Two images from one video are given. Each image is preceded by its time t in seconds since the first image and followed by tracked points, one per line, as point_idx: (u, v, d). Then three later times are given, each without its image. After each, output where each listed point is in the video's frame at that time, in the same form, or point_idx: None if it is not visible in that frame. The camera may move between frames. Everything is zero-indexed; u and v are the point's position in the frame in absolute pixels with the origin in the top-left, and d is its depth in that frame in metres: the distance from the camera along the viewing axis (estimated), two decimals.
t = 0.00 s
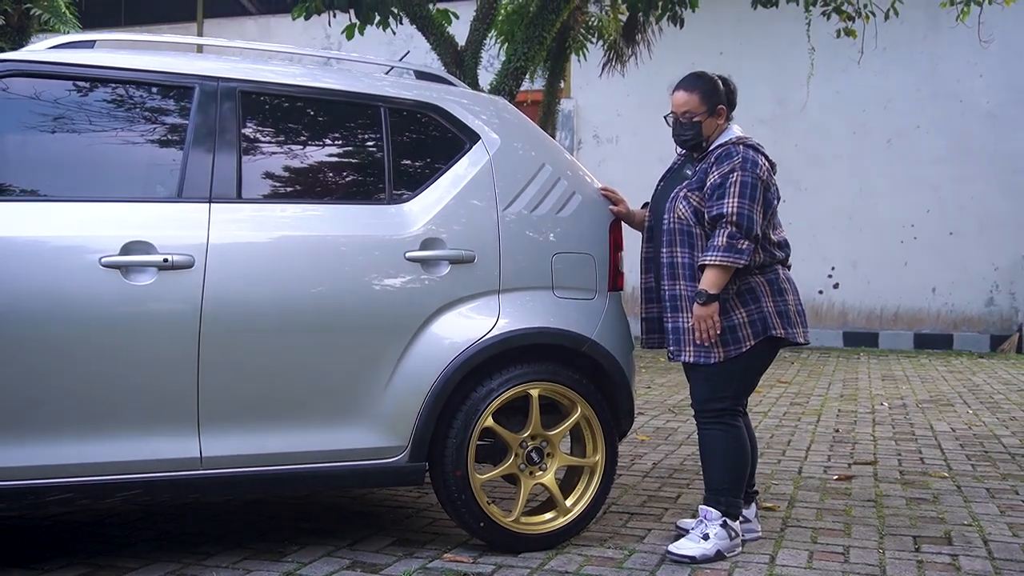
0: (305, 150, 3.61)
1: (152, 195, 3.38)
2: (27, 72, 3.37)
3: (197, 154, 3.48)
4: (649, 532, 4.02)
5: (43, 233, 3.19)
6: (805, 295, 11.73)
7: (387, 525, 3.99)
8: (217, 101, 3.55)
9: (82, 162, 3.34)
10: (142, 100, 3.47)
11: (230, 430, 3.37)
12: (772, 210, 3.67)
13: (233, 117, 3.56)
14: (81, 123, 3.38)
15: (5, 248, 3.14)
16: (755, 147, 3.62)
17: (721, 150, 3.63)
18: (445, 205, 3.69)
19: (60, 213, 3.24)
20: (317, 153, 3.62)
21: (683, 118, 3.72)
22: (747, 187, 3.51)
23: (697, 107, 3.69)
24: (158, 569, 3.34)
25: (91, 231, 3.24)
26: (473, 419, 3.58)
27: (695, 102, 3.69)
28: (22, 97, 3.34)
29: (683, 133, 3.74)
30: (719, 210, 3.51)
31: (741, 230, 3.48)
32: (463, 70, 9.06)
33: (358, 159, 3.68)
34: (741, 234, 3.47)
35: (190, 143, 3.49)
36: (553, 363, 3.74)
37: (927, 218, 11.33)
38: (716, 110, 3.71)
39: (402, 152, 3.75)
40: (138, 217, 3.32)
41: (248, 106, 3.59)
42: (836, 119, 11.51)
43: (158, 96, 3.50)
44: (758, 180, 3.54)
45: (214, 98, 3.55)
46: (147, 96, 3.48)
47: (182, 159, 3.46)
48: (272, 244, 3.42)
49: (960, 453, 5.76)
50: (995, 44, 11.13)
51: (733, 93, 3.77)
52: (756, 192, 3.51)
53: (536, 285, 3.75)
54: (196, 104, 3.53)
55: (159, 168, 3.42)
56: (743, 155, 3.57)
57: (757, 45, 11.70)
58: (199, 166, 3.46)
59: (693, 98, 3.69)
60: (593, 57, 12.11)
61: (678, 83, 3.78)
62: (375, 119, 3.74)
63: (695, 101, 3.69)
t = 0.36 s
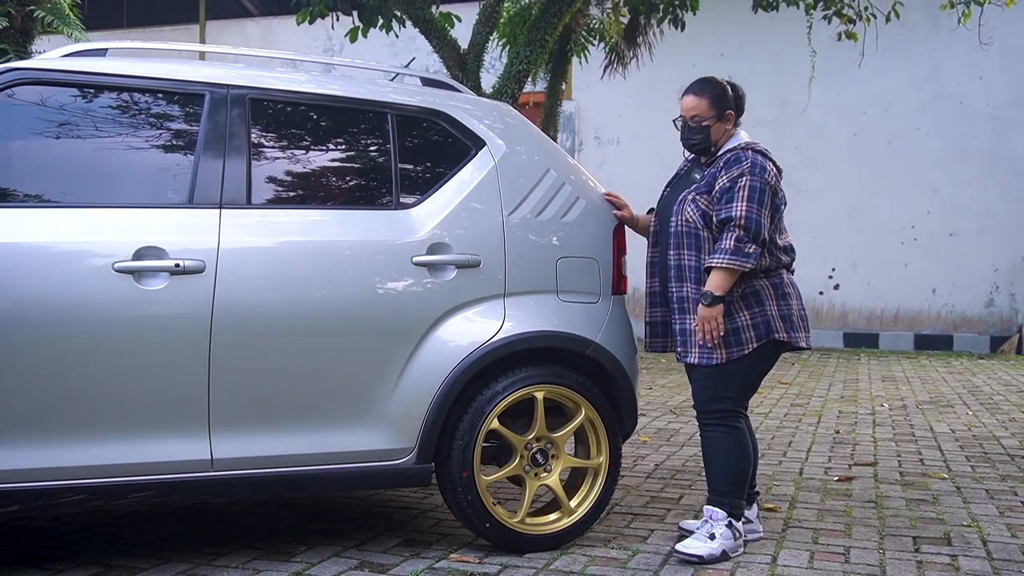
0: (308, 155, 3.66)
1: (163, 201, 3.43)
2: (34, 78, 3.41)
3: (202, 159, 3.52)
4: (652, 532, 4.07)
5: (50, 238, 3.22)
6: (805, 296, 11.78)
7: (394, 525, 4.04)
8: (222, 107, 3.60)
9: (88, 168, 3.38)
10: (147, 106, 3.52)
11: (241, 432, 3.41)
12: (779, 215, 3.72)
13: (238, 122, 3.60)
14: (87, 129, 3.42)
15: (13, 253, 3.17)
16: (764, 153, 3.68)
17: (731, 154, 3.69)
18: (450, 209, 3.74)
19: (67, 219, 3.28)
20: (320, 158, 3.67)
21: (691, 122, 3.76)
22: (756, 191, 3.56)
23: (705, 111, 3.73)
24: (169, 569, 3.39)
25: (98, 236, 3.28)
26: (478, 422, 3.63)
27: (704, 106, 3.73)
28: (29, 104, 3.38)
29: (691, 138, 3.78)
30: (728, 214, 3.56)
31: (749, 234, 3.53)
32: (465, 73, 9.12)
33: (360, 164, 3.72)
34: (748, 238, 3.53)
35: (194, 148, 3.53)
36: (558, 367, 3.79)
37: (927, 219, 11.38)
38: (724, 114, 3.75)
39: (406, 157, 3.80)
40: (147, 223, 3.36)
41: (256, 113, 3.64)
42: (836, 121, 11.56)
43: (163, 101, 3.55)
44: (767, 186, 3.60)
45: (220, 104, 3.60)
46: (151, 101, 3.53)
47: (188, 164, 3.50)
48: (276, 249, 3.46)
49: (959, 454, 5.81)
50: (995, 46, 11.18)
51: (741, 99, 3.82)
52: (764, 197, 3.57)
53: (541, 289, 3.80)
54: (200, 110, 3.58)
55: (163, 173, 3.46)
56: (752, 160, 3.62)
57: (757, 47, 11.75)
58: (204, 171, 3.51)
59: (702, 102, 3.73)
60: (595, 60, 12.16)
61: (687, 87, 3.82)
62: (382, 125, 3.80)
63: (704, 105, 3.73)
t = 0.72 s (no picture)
0: (311, 160, 3.70)
1: (175, 207, 3.48)
2: (40, 85, 3.45)
3: (207, 164, 3.57)
4: (656, 533, 4.12)
5: (56, 243, 3.27)
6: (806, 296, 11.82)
7: (401, 526, 4.09)
8: (230, 112, 3.65)
9: (93, 172, 3.43)
10: (152, 111, 3.56)
11: (252, 435, 3.46)
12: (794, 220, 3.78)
13: (244, 127, 3.64)
14: (92, 134, 3.46)
15: (19, 257, 3.22)
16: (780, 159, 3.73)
17: (747, 160, 3.72)
18: (457, 214, 3.78)
19: (73, 225, 3.32)
20: (323, 162, 3.71)
21: (699, 120, 3.81)
22: (778, 198, 3.62)
23: (712, 109, 3.78)
24: (181, 569, 3.45)
25: (104, 241, 3.32)
26: (486, 424, 3.68)
27: (711, 104, 3.78)
28: (36, 110, 3.43)
29: (699, 136, 3.82)
30: (751, 221, 3.60)
31: (774, 242, 3.58)
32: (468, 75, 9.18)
33: (363, 168, 3.76)
34: (774, 245, 3.58)
35: (198, 152, 3.57)
36: (565, 370, 3.84)
37: (928, 220, 11.43)
38: (731, 113, 3.81)
39: (411, 162, 3.84)
40: (158, 229, 3.40)
41: (267, 120, 3.69)
42: (837, 122, 11.61)
43: (168, 107, 3.59)
44: (786, 192, 3.65)
45: (230, 111, 3.64)
46: (157, 107, 3.57)
47: (193, 169, 3.55)
48: (282, 252, 3.51)
49: (960, 455, 5.86)
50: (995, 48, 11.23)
51: (749, 100, 3.87)
52: (786, 204, 3.62)
53: (547, 293, 3.85)
54: (205, 115, 3.62)
55: (168, 178, 3.50)
56: (771, 166, 3.67)
57: (758, 49, 11.81)
58: (211, 175, 3.55)
59: (709, 100, 3.79)
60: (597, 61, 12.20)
61: (694, 90, 3.89)
62: (390, 131, 3.84)
63: (711, 103, 3.79)
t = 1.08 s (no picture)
0: (315, 165, 3.75)
1: (188, 213, 3.53)
2: (49, 93, 3.50)
3: (213, 170, 3.62)
4: (662, 535, 4.17)
5: (63, 249, 3.31)
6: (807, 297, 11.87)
7: (409, 527, 4.14)
8: (242, 119, 3.70)
9: (100, 178, 3.47)
10: (158, 117, 3.61)
11: (264, 438, 3.51)
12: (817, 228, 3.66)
13: (254, 132, 3.70)
14: (98, 140, 3.51)
15: (26, 264, 3.26)
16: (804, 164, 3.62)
17: (772, 163, 3.61)
18: (466, 220, 3.83)
19: (80, 231, 3.36)
20: (327, 168, 3.76)
21: (706, 119, 3.78)
22: (803, 204, 3.50)
23: (718, 106, 3.76)
24: (195, 570, 3.50)
25: (112, 246, 3.36)
26: (495, 426, 3.73)
27: (717, 102, 3.76)
28: (44, 117, 3.47)
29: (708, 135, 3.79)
30: (777, 228, 3.48)
31: (800, 249, 3.44)
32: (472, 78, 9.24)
33: (367, 173, 3.81)
34: (800, 253, 3.45)
35: (203, 158, 3.62)
36: (572, 374, 3.89)
37: (929, 222, 11.48)
38: (740, 109, 3.76)
39: (417, 168, 3.89)
40: (172, 236, 3.45)
41: (281, 128, 3.74)
42: (838, 124, 11.67)
43: (174, 113, 3.63)
44: (810, 198, 3.54)
45: (242, 118, 3.69)
46: (163, 113, 3.61)
47: (197, 174, 3.59)
48: (289, 258, 3.55)
49: (961, 457, 5.90)
50: (996, 50, 11.28)
51: (760, 98, 3.81)
52: (811, 209, 3.51)
53: (555, 298, 3.90)
54: (211, 121, 3.67)
55: (173, 183, 3.54)
56: (796, 170, 3.56)
57: (759, 51, 11.86)
58: (218, 181, 3.60)
59: (714, 98, 3.77)
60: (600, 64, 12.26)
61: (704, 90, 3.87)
62: (400, 138, 3.90)
63: (718, 101, 3.76)
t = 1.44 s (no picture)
0: (320, 172, 3.79)
1: (206, 223, 3.57)
2: (59, 103, 3.55)
3: (222, 177, 3.65)
4: (672, 539, 4.23)
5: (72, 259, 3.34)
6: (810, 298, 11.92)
7: (421, 532, 4.19)
8: (259, 128, 3.75)
9: (108, 187, 3.51)
10: (167, 126, 3.65)
11: (282, 445, 3.56)
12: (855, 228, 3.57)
13: (267, 142, 3.74)
14: (107, 149, 3.55)
15: (36, 272, 3.28)
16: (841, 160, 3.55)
17: (809, 159, 3.53)
18: (480, 229, 3.88)
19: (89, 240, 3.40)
20: (332, 175, 3.80)
21: (726, 129, 3.77)
22: (843, 199, 3.41)
23: (735, 116, 3.73)
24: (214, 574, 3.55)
25: (122, 255, 3.40)
26: (509, 431, 3.78)
27: (733, 112, 3.73)
28: (53, 126, 3.51)
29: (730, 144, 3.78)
30: (819, 223, 3.39)
31: (845, 246, 3.34)
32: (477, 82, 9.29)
33: (373, 181, 3.85)
34: (844, 248, 3.35)
35: (211, 166, 3.65)
36: (584, 381, 3.94)
37: (931, 224, 11.53)
38: (757, 115, 3.71)
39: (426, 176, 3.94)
40: (190, 245, 3.50)
41: (297, 138, 3.79)
42: (841, 127, 11.72)
43: (182, 121, 3.67)
44: (850, 193, 3.46)
45: (259, 128, 3.75)
46: (171, 122, 3.66)
47: (204, 182, 3.62)
48: (302, 265, 3.59)
49: (966, 461, 5.96)
50: (999, 53, 11.32)
51: (779, 94, 3.73)
52: (851, 205, 3.42)
53: (567, 305, 3.95)
54: (220, 129, 3.71)
55: (180, 191, 3.58)
56: (834, 165, 3.48)
57: (762, 53, 11.92)
58: (229, 189, 3.64)
59: (730, 108, 3.74)
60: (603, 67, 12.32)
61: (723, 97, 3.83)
62: (416, 148, 3.96)
63: (733, 112, 3.73)
